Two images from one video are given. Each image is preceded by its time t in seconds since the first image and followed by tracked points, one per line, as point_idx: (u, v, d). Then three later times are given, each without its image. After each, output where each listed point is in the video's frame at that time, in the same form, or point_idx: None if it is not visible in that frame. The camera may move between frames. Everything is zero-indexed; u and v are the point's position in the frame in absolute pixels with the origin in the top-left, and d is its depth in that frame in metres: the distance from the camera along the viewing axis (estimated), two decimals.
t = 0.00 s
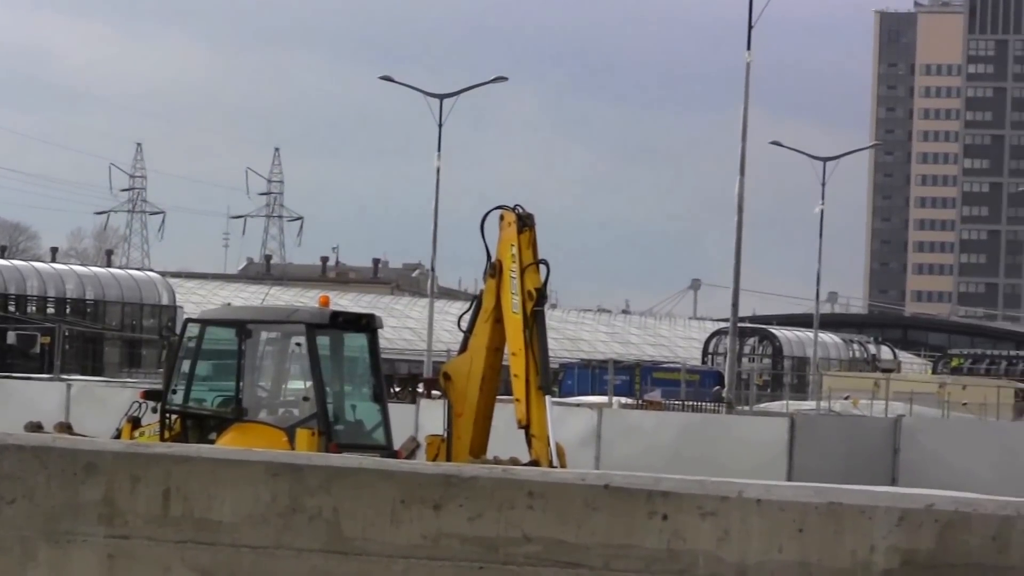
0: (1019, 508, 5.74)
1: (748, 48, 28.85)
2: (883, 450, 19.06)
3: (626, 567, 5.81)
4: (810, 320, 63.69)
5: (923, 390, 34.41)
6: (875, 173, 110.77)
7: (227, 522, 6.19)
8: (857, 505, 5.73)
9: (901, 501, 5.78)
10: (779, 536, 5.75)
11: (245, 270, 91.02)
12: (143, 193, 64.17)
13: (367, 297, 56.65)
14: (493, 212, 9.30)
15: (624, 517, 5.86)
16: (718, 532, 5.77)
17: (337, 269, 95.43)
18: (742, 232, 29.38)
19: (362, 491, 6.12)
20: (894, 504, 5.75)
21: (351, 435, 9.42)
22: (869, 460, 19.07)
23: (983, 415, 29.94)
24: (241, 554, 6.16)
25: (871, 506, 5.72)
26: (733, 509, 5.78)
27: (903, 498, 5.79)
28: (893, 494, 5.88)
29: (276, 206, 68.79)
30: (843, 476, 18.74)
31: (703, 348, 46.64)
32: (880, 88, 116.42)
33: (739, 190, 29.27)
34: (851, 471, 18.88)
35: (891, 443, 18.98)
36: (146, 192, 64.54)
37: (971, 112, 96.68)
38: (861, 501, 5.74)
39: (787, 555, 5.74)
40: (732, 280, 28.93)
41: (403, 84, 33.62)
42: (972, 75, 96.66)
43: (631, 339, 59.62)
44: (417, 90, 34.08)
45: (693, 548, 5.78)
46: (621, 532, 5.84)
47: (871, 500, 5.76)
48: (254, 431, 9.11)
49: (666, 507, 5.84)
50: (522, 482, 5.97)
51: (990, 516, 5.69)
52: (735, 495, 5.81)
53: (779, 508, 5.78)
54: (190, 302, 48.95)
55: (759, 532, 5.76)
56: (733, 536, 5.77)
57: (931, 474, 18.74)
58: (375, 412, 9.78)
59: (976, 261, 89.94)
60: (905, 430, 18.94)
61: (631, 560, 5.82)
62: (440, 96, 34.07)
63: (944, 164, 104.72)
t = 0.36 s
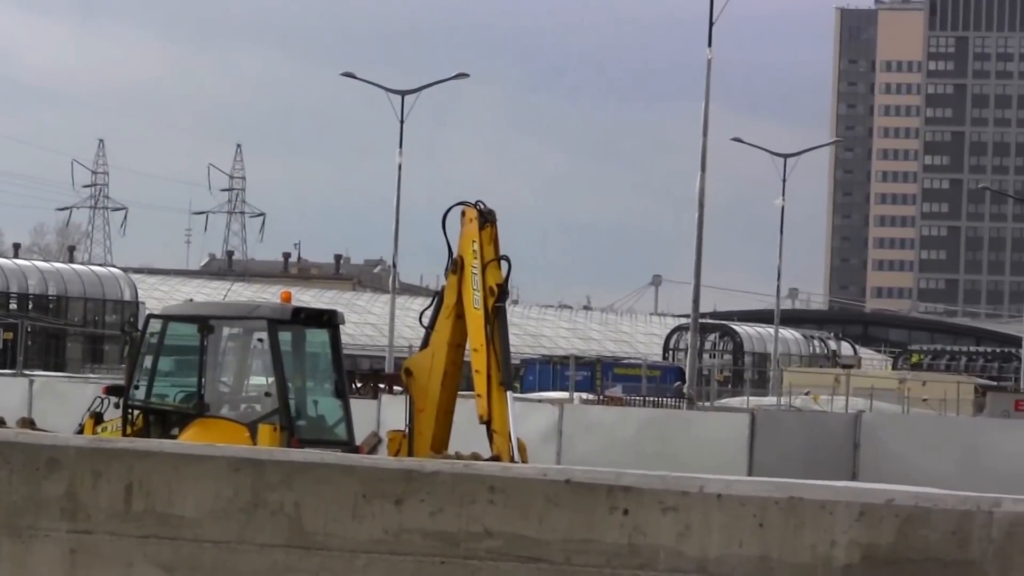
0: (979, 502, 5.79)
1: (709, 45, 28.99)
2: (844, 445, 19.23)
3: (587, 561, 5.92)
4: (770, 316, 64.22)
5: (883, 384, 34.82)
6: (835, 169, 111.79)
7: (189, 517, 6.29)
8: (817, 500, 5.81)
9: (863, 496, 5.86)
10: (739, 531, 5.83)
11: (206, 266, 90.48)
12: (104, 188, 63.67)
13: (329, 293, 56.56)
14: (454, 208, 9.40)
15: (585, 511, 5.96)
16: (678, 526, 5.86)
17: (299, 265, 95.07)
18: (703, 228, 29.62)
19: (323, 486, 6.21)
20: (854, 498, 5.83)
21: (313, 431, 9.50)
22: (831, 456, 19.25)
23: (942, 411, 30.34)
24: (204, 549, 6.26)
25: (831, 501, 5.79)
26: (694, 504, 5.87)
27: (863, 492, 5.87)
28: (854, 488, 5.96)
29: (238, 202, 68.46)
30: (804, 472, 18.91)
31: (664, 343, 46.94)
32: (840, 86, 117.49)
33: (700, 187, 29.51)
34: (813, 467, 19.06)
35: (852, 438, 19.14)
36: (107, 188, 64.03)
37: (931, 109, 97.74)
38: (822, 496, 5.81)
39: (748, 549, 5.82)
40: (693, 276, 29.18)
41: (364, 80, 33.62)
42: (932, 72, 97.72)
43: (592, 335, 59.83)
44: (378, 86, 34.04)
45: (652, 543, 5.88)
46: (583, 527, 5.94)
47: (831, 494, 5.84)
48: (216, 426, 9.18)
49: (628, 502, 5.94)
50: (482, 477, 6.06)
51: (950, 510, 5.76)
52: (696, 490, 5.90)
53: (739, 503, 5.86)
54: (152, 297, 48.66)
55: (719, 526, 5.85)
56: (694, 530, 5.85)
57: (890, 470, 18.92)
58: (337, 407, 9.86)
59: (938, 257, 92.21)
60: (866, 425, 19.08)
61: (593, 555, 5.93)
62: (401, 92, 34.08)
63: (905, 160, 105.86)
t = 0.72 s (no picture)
0: (938, 499, 5.94)
1: (670, 43, 29.18)
2: (805, 441, 19.56)
3: (548, 557, 6.02)
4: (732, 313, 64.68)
5: (844, 380, 35.21)
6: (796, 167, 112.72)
7: (151, 513, 6.36)
8: (777, 497, 5.94)
9: (824, 492, 6.00)
10: (700, 527, 5.96)
11: (168, 263, 89.81)
12: (66, 184, 63.09)
13: (292, 290, 56.35)
14: (416, 205, 9.49)
15: (547, 509, 6.07)
16: (639, 522, 5.99)
17: (261, 262, 94.53)
18: (665, 226, 29.86)
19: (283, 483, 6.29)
20: (815, 495, 5.96)
21: (275, 428, 9.57)
22: (792, 451, 19.60)
23: (903, 408, 30.73)
24: (166, 545, 6.33)
25: (791, 498, 5.93)
26: (655, 501, 6.00)
27: (823, 488, 6.01)
28: (814, 483, 6.09)
29: (201, 199, 68.05)
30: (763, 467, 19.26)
31: (627, 340, 47.19)
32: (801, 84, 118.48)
33: (663, 184, 29.71)
34: (773, 461, 19.42)
35: (813, 434, 19.46)
36: (69, 184, 63.44)
37: (892, 107, 98.71)
38: (781, 493, 5.95)
39: (708, 545, 5.94)
40: (656, 273, 29.40)
41: (328, 78, 33.60)
42: (893, 70, 98.65)
43: (555, 333, 60.01)
44: (341, 83, 34.01)
45: (614, 540, 6.00)
46: (544, 523, 6.06)
47: (792, 491, 5.97)
48: (178, 423, 9.21)
49: (589, 500, 6.05)
50: (444, 474, 6.17)
51: (910, 506, 5.92)
52: (657, 486, 6.03)
53: (700, 499, 5.99)
54: (113, 294, 48.28)
55: (679, 520, 5.98)
56: (654, 526, 5.98)
57: (851, 465, 19.25)
58: (298, 404, 9.95)
59: (898, 255, 93.55)
60: (827, 422, 19.39)
61: (554, 550, 6.03)
62: (363, 90, 34.06)
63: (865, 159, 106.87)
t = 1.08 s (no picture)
0: (900, 497, 6.10)
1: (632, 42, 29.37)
2: (767, 439, 19.88)
3: (510, 555, 6.13)
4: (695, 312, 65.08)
5: (805, 378, 35.56)
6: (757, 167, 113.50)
7: (113, 512, 6.42)
8: (738, 495, 6.09)
9: (784, 491, 6.15)
10: (662, 526, 6.09)
11: (130, 261, 89.07)
12: (26, 181, 62.46)
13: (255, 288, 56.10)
14: (379, 203, 9.57)
15: (509, 507, 6.18)
16: (600, 521, 6.11)
17: (224, 260, 93.97)
18: (626, 225, 30.06)
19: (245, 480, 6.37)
20: (776, 493, 6.11)
21: (237, 426, 9.63)
22: (754, 449, 19.90)
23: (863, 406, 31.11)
24: (128, 543, 6.39)
25: (751, 496, 6.08)
26: (616, 498, 6.13)
27: (784, 486, 6.16)
28: (776, 482, 6.24)
29: (163, 197, 67.58)
30: (726, 464, 19.55)
31: (589, 339, 47.42)
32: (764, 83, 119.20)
33: (625, 183, 29.91)
34: (736, 459, 19.73)
35: (774, 433, 19.78)
36: (30, 180, 62.81)
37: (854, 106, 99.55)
38: (742, 491, 6.10)
39: (669, 543, 6.08)
40: (618, 271, 29.60)
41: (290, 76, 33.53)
42: (855, 68, 99.48)
43: (518, 331, 60.14)
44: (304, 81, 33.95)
45: (575, 538, 6.12)
46: (506, 521, 6.17)
47: (753, 489, 6.11)
48: (140, 422, 9.23)
49: (551, 497, 6.16)
50: (406, 472, 6.26)
51: (871, 505, 6.08)
52: (617, 485, 6.16)
53: (661, 497, 6.12)
54: (75, 293, 47.90)
55: (639, 519, 6.11)
56: (615, 526, 6.11)
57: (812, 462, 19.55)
58: (261, 402, 10.01)
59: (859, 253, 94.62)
60: (788, 420, 19.68)
61: (516, 548, 6.13)
62: (326, 88, 34.02)
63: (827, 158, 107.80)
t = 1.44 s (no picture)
0: (861, 496, 6.14)
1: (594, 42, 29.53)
2: (729, 440, 20.20)
3: (472, 554, 6.22)
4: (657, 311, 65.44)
5: (767, 378, 35.90)
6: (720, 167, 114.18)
7: (75, 510, 6.50)
8: (700, 494, 6.15)
9: (747, 490, 6.20)
10: (622, 525, 6.17)
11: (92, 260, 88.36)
12: None
13: (218, 288, 55.84)
14: (341, 203, 9.67)
15: (472, 506, 6.26)
16: (562, 520, 6.19)
17: (187, 259, 93.37)
18: (588, 225, 30.25)
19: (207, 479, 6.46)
20: (738, 492, 6.17)
21: (200, 425, 9.70)
22: (716, 450, 20.16)
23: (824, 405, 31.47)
24: (90, 542, 6.46)
25: (713, 496, 6.14)
26: (578, 498, 6.20)
27: (747, 486, 6.21)
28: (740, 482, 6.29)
29: (126, 196, 67.08)
30: (689, 464, 19.76)
31: (551, 339, 47.59)
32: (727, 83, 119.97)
33: (587, 184, 30.12)
34: (699, 459, 19.94)
35: (736, 434, 20.09)
36: None
37: (816, 105, 100.39)
38: (703, 491, 6.16)
39: (631, 543, 6.16)
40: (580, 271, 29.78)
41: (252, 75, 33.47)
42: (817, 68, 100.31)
43: (480, 331, 60.24)
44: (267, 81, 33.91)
45: (538, 537, 6.19)
46: (469, 520, 6.25)
47: (715, 489, 6.18)
48: (103, 420, 9.25)
49: (512, 497, 6.24)
50: (368, 472, 6.35)
51: (832, 504, 6.12)
52: (579, 484, 6.24)
53: (623, 496, 6.21)
54: (37, 292, 47.49)
55: (601, 518, 6.19)
56: (577, 525, 6.18)
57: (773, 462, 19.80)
58: (224, 402, 10.07)
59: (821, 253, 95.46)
60: (749, 421, 19.99)
61: (478, 548, 6.22)
62: (288, 88, 33.97)
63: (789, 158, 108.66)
